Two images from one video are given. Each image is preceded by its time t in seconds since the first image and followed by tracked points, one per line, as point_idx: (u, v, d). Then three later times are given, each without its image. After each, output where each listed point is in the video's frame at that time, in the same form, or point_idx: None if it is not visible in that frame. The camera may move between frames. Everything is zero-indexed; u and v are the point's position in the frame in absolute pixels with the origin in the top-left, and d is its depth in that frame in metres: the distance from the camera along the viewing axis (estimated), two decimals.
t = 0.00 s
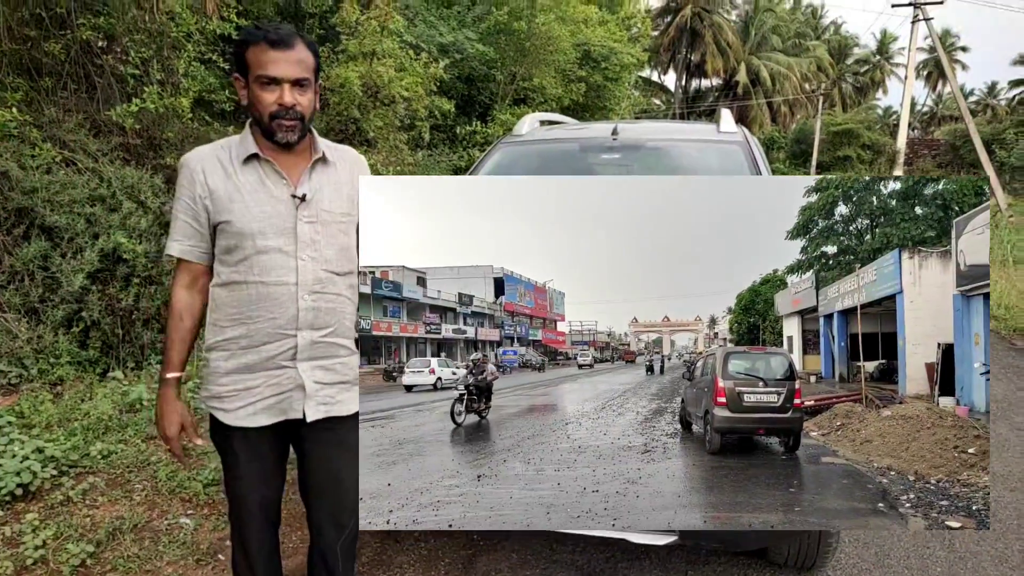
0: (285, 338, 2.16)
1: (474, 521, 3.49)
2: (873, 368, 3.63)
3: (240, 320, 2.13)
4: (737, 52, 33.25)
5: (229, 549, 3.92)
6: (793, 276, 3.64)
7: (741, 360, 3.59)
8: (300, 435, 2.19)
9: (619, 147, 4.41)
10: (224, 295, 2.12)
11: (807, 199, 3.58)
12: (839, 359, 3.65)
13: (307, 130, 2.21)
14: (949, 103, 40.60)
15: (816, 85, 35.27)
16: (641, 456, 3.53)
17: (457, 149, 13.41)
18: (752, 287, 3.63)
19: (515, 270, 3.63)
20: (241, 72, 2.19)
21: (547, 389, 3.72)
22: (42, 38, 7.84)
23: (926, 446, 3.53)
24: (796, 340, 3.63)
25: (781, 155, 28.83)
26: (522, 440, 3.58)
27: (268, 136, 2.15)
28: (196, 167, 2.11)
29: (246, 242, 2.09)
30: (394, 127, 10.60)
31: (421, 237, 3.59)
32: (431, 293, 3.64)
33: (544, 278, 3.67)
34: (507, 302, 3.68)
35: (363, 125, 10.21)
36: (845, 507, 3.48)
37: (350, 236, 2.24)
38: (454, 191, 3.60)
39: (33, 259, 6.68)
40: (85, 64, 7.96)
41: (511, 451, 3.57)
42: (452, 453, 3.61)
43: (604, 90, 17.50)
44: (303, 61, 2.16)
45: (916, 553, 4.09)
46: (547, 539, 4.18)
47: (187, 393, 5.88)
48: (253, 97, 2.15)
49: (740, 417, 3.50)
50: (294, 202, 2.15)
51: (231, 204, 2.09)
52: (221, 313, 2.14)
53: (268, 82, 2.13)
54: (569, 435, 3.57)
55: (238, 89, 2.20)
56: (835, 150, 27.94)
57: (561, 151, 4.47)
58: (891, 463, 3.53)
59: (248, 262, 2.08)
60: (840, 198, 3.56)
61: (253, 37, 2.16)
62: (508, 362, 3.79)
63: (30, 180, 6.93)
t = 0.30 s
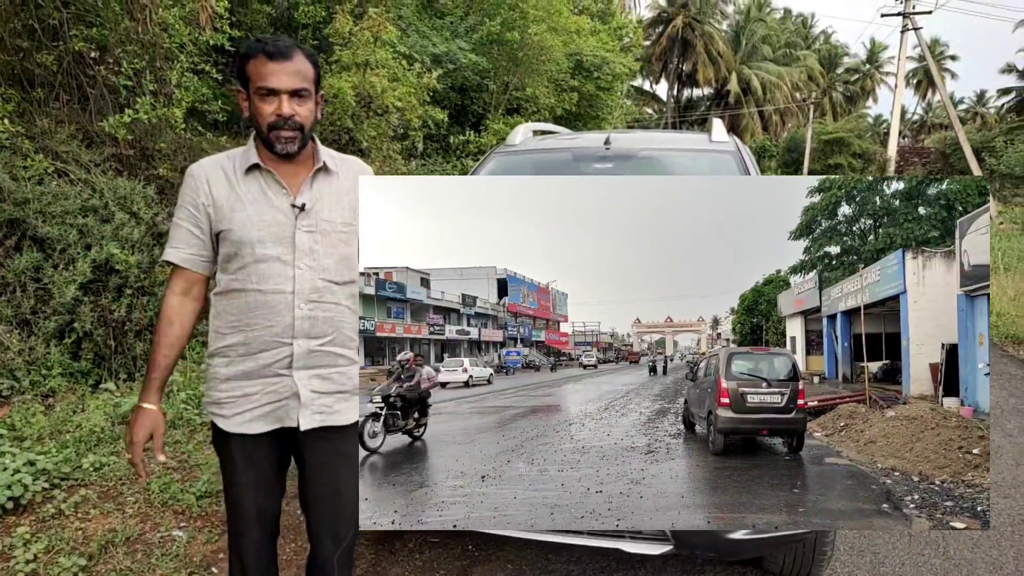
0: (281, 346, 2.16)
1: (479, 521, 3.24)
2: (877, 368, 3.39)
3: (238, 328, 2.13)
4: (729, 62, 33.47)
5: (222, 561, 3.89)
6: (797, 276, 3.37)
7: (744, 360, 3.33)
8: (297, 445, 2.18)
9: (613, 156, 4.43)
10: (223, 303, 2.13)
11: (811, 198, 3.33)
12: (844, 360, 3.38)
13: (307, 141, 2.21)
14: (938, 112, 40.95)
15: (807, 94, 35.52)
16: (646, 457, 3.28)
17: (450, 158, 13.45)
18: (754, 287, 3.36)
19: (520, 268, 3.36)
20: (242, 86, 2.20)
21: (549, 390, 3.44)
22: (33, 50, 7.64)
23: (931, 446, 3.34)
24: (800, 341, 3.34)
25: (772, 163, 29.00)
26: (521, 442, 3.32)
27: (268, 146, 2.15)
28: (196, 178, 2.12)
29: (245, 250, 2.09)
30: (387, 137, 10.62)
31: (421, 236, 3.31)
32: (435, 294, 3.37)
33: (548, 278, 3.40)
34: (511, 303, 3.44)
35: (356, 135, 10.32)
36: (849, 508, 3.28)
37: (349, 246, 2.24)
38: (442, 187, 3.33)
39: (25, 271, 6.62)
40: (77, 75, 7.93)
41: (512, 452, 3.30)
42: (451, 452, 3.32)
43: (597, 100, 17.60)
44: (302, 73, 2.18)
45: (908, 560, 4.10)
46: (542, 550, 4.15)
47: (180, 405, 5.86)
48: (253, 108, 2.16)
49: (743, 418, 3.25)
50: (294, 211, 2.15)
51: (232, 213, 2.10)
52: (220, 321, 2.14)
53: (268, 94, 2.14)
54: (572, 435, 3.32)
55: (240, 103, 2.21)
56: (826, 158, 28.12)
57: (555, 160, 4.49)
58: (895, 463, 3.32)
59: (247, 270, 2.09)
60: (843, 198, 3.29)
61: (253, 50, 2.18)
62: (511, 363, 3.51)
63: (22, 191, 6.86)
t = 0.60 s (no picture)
0: (294, 342, 2.30)
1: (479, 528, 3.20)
2: (878, 372, 3.46)
3: (251, 324, 2.25)
4: (727, 62, 33.45)
5: (220, 562, 3.88)
6: (797, 280, 3.37)
7: (744, 364, 3.33)
8: (305, 443, 2.34)
9: (612, 156, 4.43)
10: (238, 299, 2.24)
11: (811, 203, 3.32)
12: (843, 363, 3.48)
13: (315, 139, 2.34)
14: (937, 112, 40.96)
15: (805, 94, 35.55)
16: (646, 462, 3.25)
17: (449, 158, 13.46)
18: (755, 292, 3.35)
19: (519, 273, 3.34)
20: (258, 83, 2.36)
21: (548, 396, 3.45)
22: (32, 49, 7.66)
23: (932, 452, 3.32)
24: (800, 345, 3.38)
25: (771, 163, 29.01)
26: (520, 447, 3.28)
27: (276, 141, 2.28)
28: (211, 174, 2.21)
29: (259, 246, 2.22)
30: (386, 136, 10.61)
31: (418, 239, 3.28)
32: (435, 299, 3.36)
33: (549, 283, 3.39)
34: (511, 308, 3.41)
35: (355, 135, 10.32)
36: (849, 514, 3.23)
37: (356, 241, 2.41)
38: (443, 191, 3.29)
39: (23, 271, 6.61)
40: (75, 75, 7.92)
41: (511, 457, 3.27)
42: (450, 458, 3.27)
43: (595, 99, 17.60)
44: (312, 71, 2.31)
45: (908, 561, 4.11)
46: (542, 551, 4.14)
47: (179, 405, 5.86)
48: (265, 104, 2.30)
49: (742, 423, 3.25)
50: (306, 208, 2.30)
51: (247, 210, 2.21)
52: (233, 318, 2.26)
53: (279, 91, 2.28)
54: (571, 440, 3.28)
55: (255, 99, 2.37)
56: (824, 158, 28.16)
57: (555, 161, 4.48)
58: (895, 468, 3.30)
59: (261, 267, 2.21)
60: (843, 202, 3.32)
61: (269, 50, 2.34)
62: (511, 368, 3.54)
63: (20, 192, 6.84)
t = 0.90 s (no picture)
0: (309, 333, 2.45)
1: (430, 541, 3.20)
2: (834, 385, 3.35)
3: (268, 315, 2.40)
4: (730, 58, 33.35)
5: (222, 560, 3.86)
6: (758, 293, 3.31)
7: (707, 375, 3.26)
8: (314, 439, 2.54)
9: (614, 154, 4.42)
10: (255, 292, 2.38)
11: (772, 219, 3.26)
12: (801, 375, 3.36)
13: (331, 132, 2.43)
14: (941, 109, 40.83)
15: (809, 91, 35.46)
16: (605, 472, 3.22)
17: (452, 156, 13.45)
18: (716, 304, 3.31)
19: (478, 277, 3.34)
20: (275, 76, 2.44)
21: (506, 405, 3.40)
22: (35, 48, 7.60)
23: (884, 461, 3.29)
24: (761, 358, 3.28)
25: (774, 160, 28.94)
26: (475, 458, 3.27)
27: (292, 134, 2.38)
28: (229, 167, 2.32)
29: (275, 240, 2.33)
30: (388, 134, 10.61)
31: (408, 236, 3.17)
32: (388, 301, 3.16)
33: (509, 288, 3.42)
34: (468, 313, 3.41)
35: (357, 132, 10.34)
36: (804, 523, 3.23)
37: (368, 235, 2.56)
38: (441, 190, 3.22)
39: (25, 269, 6.59)
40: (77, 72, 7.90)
41: (464, 468, 3.26)
42: (402, 468, 3.25)
43: (598, 97, 17.55)
44: (328, 66, 2.38)
45: (913, 559, 4.08)
46: (545, 549, 4.11)
47: (181, 403, 5.87)
48: (282, 97, 2.39)
49: (704, 433, 3.19)
50: (321, 202, 2.42)
51: (263, 202, 2.32)
52: (250, 311, 2.41)
53: (295, 85, 2.36)
54: (529, 451, 3.26)
55: (273, 92, 2.45)
56: (827, 155, 28.11)
57: (557, 158, 4.46)
58: (849, 477, 3.27)
59: (276, 260, 2.34)
60: (801, 220, 3.28)
61: (287, 44, 2.41)
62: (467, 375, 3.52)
63: (22, 189, 6.81)
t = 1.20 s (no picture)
0: (317, 332, 2.47)
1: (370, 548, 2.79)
2: (777, 389, 2.99)
3: (276, 314, 2.42)
4: (728, 57, 33.33)
5: (218, 561, 3.83)
6: (706, 298, 2.94)
7: (654, 379, 2.92)
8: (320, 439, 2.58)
9: (612, 152, 4.41)
10: (263, 291, 2.41)
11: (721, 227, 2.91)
12: (748, 380, 2.99)
13: (346, 134, 2.48)
14: (938, 107, 40.87)
15: (806, 89, 35.45)
16: (549, 479, 2.88)
17: (449, 154, 13.43)
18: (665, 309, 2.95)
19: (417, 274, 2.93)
20: (291, 79, 2.47)
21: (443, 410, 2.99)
22: (30, 46, 7.59)
23: (821, 463, 2.94)
24: (708, 363, 2.95)
25: (772, 158, 28.94)
26: (407, 466, 2.87)
27: (309, 136, 2.41)
28: (243, 167, 2.35)
29: (286, 239, 2.37)
30: (385, 132, 10.61)
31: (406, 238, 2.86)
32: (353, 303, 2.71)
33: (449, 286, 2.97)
34: (405, 312, 2.93)
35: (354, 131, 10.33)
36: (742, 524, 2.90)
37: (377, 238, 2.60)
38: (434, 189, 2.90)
39: (21, 268, 6.58)
40: (73, 70, 7.88)
41: (394, 476, 2.87)
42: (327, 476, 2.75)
43: (595, 95, 17.54)
44: (345, 69, 2.42)
45: (910, 559, 4.08)
46: (541, 549, 4.12)
47: (177, 403, 5.85)
48: (299, 99, 2.42)
49: (651, 437, 2.85)
50: (333, 203, 2.47)
51: (275, 202, 2.36)
52: (258, 310, 2.43)
53: (312, 87, 2.40)
54: (466, 458, 2.89)
55: (288, 94, 2.48)
56: (825, 154, 28.14)
57: (554, 156, 4.45)
58: (788, 479, 2.93)
59: (286, 260, 2.37)
60: (750, 230, 2.92)
61: (304, 47, 2.44)
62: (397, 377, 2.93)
63: (18, 189, 6.82)
